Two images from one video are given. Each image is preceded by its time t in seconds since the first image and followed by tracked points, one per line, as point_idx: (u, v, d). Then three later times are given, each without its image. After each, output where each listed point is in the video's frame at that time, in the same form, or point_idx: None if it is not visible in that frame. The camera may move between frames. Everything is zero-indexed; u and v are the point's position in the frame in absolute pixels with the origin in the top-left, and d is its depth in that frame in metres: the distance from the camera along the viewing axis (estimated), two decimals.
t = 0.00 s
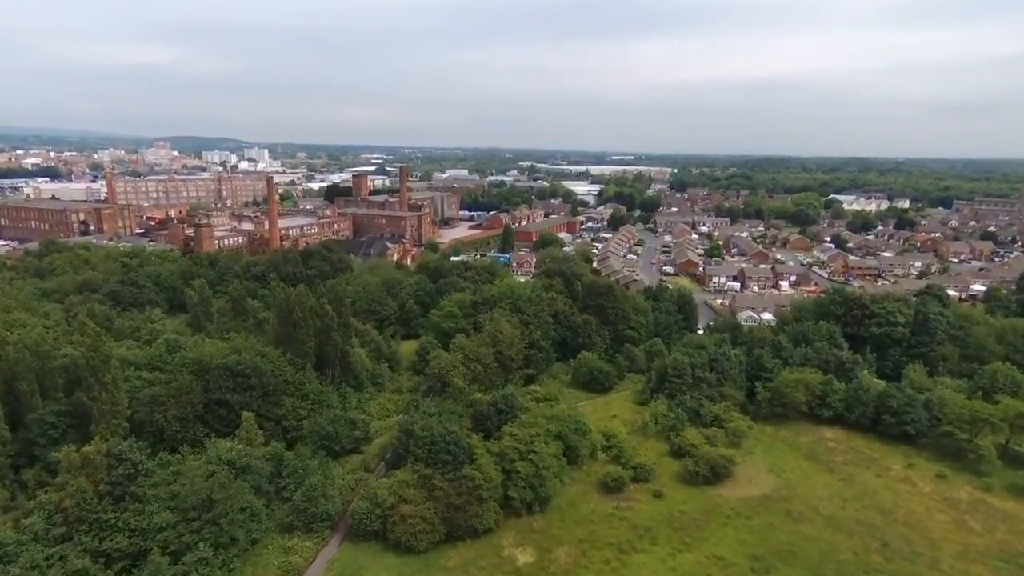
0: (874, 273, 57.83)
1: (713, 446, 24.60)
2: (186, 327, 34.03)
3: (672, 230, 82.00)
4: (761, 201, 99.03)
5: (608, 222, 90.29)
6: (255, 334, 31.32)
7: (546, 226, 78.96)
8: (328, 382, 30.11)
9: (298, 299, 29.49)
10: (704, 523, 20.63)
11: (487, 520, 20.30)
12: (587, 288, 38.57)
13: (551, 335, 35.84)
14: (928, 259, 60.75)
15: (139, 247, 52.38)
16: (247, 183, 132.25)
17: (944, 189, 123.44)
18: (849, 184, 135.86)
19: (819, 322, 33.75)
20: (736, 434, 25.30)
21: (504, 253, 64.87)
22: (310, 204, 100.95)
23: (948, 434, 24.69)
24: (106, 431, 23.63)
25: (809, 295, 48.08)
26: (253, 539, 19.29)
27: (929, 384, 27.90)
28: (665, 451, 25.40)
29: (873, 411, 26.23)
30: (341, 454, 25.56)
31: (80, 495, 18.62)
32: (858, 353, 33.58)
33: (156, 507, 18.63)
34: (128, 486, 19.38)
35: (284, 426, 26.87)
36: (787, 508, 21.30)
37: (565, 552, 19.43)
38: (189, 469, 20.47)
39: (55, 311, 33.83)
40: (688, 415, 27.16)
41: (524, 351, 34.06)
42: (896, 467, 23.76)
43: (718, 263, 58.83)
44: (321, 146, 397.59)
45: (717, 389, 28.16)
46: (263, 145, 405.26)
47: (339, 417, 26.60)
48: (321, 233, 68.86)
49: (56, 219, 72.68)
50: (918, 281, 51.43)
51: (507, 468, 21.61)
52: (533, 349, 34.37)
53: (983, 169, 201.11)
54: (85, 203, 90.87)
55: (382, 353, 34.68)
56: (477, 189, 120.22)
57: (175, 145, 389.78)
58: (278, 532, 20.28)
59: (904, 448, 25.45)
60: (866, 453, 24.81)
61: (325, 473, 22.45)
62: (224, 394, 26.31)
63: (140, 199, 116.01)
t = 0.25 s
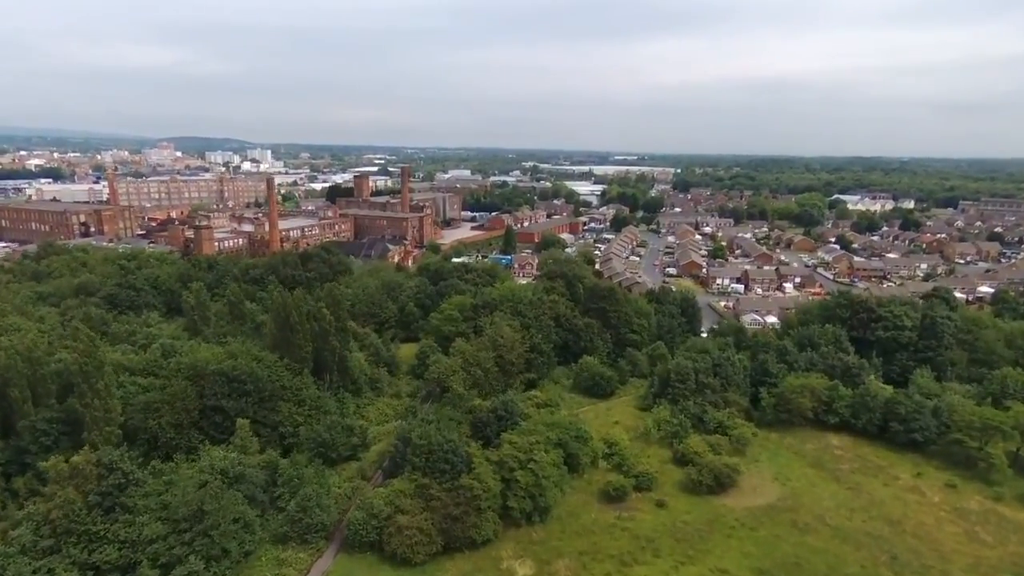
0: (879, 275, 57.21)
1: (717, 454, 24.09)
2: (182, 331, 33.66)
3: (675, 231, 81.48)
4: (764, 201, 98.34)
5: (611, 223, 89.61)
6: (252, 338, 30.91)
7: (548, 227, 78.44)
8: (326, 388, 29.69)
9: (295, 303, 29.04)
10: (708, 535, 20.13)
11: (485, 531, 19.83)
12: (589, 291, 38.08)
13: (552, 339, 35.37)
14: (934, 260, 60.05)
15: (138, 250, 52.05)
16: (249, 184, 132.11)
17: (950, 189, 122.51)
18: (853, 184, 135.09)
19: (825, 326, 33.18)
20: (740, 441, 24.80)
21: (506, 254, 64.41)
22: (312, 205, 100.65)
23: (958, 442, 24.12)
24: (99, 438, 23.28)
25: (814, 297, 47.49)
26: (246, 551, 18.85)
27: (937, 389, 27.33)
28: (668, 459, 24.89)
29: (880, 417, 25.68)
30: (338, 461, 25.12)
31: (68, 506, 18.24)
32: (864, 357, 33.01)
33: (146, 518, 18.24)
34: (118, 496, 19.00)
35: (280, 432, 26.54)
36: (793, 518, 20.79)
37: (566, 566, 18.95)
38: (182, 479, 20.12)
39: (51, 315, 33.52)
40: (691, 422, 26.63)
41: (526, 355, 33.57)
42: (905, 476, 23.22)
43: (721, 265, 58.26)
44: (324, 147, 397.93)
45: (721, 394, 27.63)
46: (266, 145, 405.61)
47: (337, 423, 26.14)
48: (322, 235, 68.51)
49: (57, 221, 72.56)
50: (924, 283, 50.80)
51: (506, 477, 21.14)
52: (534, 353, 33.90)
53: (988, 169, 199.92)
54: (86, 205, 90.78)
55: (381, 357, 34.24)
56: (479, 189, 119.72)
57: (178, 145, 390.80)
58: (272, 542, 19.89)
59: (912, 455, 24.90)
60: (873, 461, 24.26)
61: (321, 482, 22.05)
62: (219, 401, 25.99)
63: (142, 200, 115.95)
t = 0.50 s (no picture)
0: (891, 277, 56.37)
1: (725, 463, 23.57)
2: (184, 333, 33.43)
3: (682, 232, 80.78)
4: (773, 202, 97.42)
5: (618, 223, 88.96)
6: (253, 341, 30.61)
7: (554, 228, 77.88)
8: (327, 393, 29.34)
9: (297, 307, 28.70)
10: (715, 547, 19.63)
11: (486, 542, 19.40)
12: (595, 294, 37.56)
13: (557, 342, 34.91)
14: (946, 262, 59.12)
15: (143, 251, 51.95)
16: (256, 184, 132.26)
17: (962, 189, 121.12)
18: (863, 184, 133.77)
19: (835, 330, 32.54)
20: (749, 450, 24.28)
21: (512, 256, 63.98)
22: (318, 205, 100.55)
23: (973, 452, 23.48)
24: (97, 444, 23.04)
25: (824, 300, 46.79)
26: (243, 562, 18.50)
27: (952, 396, 26.67)
28: (674, 467, 24.40)
29: (893, 425, 25.07)
30: (339, 468, 24.76)
31: (62, 515, 17.95)
32: (876, 363, 32.35)
33: (141, 528, 17.94)
34: (113, 505, 18.71)
35: (281, 438, 26.27)
36: (802, 531, 20.26)
37: None
38: (178, 487, 19.81)
39: (53, 317, 33.38)
40: (699, 429, 26.10)
41: (530, 359, 33.13)
42: (918, 487, 22.62)
43: (730, 266, 57.57)
44: (331, 146, 398.71)
45: (729, 401, 27.09)
46: (274, 145, 406.78)
47: (338, 429, 25.76)
48: (328, 235, 68.12)
49: (64, 221, 72.80)
50: (936, 286, 49.96)
51: (508, 487, 20.72)
52: (539, 358, 33.44)
53: (1000, 169, 197.73)
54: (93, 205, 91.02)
55: (384, 361, 33.84)
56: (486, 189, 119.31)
57: (188, 145, 393.30)
58: (269, 552, 19.55)
59: (926, 465, 24.28)
60: (886, 471, 23.65)
61: (321, 490, 21.69)
62: (218, 406, 25.67)
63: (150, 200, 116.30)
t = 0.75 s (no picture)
0: (902, 280, 55.50)
1: (733, 474, 23.03)
2: (186, 337, 33.18)
3: (690, 232, 80.05)
4: (782, 202, 96.47)
5: (625, 224, 88.28)
6: (255, 346, 30.30)
7: (561, 228, 77.30)
8: (329, 398, 29.00)
9: (298, 311, 28.36)
10: (723, 561, 19.13)
11: (488, 555, 18.93)
12: (601, 297, 37.02)
13: (563, 347, 34.42)
14: (959, 263, 58.15)
15: (147, 253, 51.83)
16: (263, 184, 132.33)
17: (974, 189, 119.62)
18: (874, 184, 132.40)
19: (846, 335, 31.87)
20: (757, 459, 23.74)
21: (518, 257, 63.49)
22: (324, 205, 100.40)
23: (989, 462, 22.85)
24: (95, 451, 22.81)
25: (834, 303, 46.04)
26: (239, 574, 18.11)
27: (967, 403, 26.00)
28: (681, 476, 23.89)
29: (906, 434, 24.45)
30: (339, 476, 24.41)
31: (57, 525, 17.67)
32: (888, 369, 31.68)
33: (136, 540, 17.65)
34: (108, 515, 18.43)
35: (282, 444, 26.02)
36: (813, 544, 19.72)
37: None
38: (174, 497, 19.52)
39: (55, 320, 33.22)
40: (706, 437, 25.57)
41: (535, 364, 32.67)
42: (932, 499, 22.02)
43: (738, 268, 56.85)
44: (339, 146, 399.02)
45: (737, 408, 26.53)
46: (283, 145, 408.01)
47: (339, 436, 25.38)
48: (333, 236, 67.87)
49: (70, 222, 72.97)
50: (949, 288, 49.09)
51: (510, 498, 20.29)
52: (543, 362, 32.98)
53: (1013, 168, 195.42)
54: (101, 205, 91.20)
55: (387, 365, 33.46)
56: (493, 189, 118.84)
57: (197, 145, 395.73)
58: (267, 563, 19.21)
59: (940, 475, 23.66)
60: (899, 483, 23.05)
61: (320, 499, 21.34)
62: (218, 412, 25.39)
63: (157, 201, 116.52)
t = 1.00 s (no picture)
0: (923, 283, 54.29)
1: (748, 486, 22.41)
2: (195, 340, 33.07)
3: (705, 234, 79.09)
4: (799, 202, 95.08)
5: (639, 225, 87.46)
6: (263, 350, 30.09)
7: (573, 230, 76.66)
8: (337, 404, 28.71)
9: (306, 316, 28.11)
10: None
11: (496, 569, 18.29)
12: (613, 301, 36.43)
13: (574, 352, 33.89)
14: (981, 266, 56.79)
15: (160, 254, 51.96)
16: (277, 184, 132.91)
17: (997, 189, 117.28)
18: (893, 184, 130.31)
19: (865, 342, 31.04)
20: (773, 471, 23.10)
21: (530, 259, 62.96)
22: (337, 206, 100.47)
23: (1016, 477, 22.05)
24: (100, 457, 22.69)
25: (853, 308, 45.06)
26: None
27: (991, 414, 25.16)
28: (694, 488, 23.31)
29: (928, 446, 23.70)
30: (345, 484, 24.07)
31: (58, 535, 17.47)
32: (908, 377, 30.81)
33: (136, 550, 17.40)
34: (110, 525, 18.23)
35: (289, 450, 25.80)
36: (831, 561, 19.08)
37: None
38: (177, 507, 19.30)
39: (65, 323, 33.25)
40: (720, 447, 24.95)
41: (545, 369, 32.18)
42: (956, 514, 21.28)
43: (753, 271, 55.93)
44: (353, 146, 400.76)
45: (752, 417, 25.88)
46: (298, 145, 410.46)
47: (346, 443, 25.03)
48: (345, 237, 67.77)
49: (86, 223, 73.57)
50: (971, 292, 47.91)
51: (518, 509, 19.83)
52: (554, 368, 32.50)
53: None
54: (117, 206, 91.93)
55: (396, 370, 33.12)
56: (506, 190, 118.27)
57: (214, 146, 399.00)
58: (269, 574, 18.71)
59: (963, 490, 22.90)
60: (921, 497, 22.29)
61: (324, 508, 21.00)
62: (224, 418, 25.17)
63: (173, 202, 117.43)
